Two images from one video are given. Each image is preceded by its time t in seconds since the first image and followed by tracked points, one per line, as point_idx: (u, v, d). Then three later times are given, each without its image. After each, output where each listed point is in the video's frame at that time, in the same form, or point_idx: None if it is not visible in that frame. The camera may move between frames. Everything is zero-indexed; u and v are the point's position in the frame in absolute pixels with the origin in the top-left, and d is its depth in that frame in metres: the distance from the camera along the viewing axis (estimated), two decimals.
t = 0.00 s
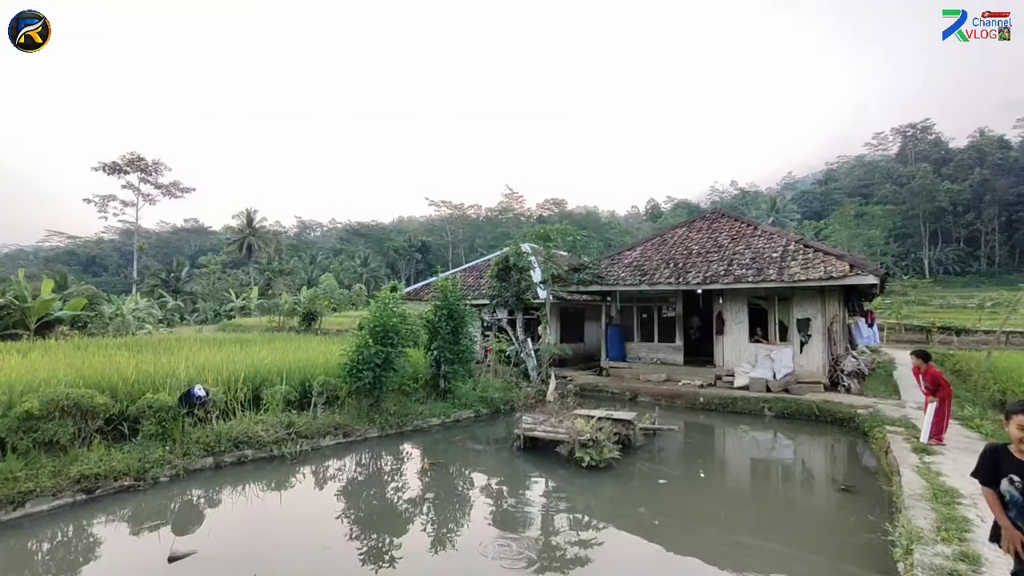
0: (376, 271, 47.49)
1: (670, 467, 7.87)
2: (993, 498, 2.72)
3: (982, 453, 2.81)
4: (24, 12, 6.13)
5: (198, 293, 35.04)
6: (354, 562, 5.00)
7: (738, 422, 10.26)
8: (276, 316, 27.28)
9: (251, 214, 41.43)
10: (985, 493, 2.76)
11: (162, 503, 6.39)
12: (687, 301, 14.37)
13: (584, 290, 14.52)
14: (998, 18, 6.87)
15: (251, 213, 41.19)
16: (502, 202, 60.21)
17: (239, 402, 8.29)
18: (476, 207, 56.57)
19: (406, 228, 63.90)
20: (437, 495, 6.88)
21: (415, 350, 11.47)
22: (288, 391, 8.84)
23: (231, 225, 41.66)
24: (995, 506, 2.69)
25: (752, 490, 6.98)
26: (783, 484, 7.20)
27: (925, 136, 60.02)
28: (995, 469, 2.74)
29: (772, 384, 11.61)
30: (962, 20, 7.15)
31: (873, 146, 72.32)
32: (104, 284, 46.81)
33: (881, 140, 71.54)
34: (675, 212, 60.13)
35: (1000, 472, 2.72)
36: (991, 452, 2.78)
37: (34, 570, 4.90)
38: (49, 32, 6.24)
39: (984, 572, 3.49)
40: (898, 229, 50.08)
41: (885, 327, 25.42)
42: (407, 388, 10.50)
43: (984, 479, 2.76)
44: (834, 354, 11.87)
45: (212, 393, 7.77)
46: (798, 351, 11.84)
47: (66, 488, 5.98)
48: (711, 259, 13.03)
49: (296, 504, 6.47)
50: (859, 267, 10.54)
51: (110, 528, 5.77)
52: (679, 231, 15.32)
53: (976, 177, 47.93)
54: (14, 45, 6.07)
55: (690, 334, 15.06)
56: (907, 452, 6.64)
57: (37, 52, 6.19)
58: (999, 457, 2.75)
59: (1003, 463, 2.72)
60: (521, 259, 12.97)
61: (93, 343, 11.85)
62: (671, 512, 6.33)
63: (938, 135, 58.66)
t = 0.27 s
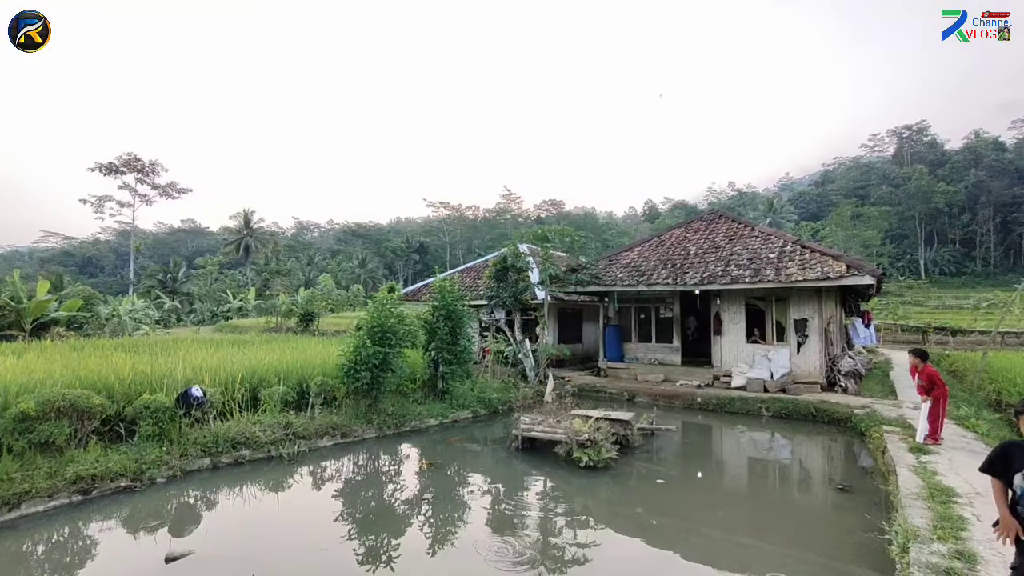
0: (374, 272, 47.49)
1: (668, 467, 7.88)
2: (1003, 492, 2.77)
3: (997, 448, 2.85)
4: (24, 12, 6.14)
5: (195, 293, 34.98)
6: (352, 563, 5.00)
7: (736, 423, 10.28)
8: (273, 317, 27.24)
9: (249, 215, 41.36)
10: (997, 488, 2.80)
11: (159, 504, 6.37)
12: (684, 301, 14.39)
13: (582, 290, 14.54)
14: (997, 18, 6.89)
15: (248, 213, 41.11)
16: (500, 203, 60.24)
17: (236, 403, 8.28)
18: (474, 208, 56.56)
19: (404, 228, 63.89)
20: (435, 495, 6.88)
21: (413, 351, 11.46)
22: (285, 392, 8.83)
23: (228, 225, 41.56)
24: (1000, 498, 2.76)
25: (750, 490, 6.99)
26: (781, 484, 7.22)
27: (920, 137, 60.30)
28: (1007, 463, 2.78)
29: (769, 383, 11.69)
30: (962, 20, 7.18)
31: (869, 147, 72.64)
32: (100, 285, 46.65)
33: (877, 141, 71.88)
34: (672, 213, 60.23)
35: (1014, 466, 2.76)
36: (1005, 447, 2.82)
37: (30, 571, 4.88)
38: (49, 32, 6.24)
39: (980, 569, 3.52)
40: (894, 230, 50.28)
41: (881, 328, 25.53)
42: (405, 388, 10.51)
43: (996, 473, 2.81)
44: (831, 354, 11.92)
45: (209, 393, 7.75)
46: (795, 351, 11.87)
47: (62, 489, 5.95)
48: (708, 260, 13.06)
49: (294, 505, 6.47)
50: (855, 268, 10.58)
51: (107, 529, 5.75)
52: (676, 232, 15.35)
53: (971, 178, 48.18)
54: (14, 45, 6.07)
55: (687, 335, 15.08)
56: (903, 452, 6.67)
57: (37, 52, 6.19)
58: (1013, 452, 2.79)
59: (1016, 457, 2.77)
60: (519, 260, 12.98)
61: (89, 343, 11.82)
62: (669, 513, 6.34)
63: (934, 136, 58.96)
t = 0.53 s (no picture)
0: (371, 272, 47.46)
1: (665, 467, 7.89)
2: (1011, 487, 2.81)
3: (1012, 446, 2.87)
4: (24, 12, 6.11)
5: (192, 293, 34.89)
6: (349, 563, 5.01)
7: (732, 423, 10.31)
8: (270, 317, 27.18)
9: (246, 215, 41.23)
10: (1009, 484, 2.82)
11: (155, 505, 6.35)
12: (681, 302, 14.42)
13: (580, 291, 14.55)
14: (999, 17, 7.01)
15: (245, 213, 40.98)
16: (498, 203, 60.24)
17: (233, 403, 8.26)
18: (471, 208, 56.49)
19: (402, 229, 63.84)
20: (432, 496, 6.87)
21: (410, 351, 11.46)
22: (282, 392, 8.81)
23: (225, 225, 41.46)
24: (1007, 491, 2.80)
25: (746, 490, 7.01)
26: (777, 484, 7.25)
27: (916, 138, 60.58)
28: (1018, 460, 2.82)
29: (766, 385, 11.77)
30: (963, 19, 7.32)
31: (865, 148, 72.93)
32: (96, 284, 46.50)
33: (874, 142, 72.16)
34: (669, 213, 60.37)
35: None
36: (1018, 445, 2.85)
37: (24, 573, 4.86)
38: (49, 32, 6.22)
39: (973, 567, 3.54)
40: (890, 231, 50.47)
41: (877, 328, 25.62)
42: (402, 388, 10.50)
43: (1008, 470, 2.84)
44: (827, 354, 11.96)
45: (205, 394, 7.73)
46: (791, 351, 11.90)
47: (57, 489, 5.93)
48: (705, 260, 13.08)
49: (290, 506, 6.45)
50: (851, 268, 10.62)
51: (102, 530, 5.74)
52: (674, 233, 15.38)
53: (966, 179, 48.44)
54: (14, 45, 6.05)
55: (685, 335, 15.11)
56: (899, 451, 6.70)
57: (38, 52, 6.17)
58: None
59: None
60: (517, 260, 12.98)
61: (85, 343, 11.79)
62: (666, 512, 6.35)
63: (930, 137, 59.22)
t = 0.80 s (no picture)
0: (368, 273, 47.39)
1: (662, 468, 7.91)
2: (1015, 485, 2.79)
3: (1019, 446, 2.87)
4: (24, 12, 6.11)
5: (188, 295, 34.76)
6: (346, 565, 4.99)
7: (729, 423, 10.33)
8: (266, 319, 27.07)
9: (242, 216, 41.09)
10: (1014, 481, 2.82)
11: (150, 508, 6.32)
12: (678, 302, 14.44)
13: (577, 291, 14.56)
14: (997, 17, 6.99)
15: (241, 214, 40.84)
16: (495, 204, 60.22)
17: (229, 404, 8.23)
18: (469, 209, 56.42)
19: (398, 230, 63.78)
20: (428, 497, 6.86)
21: (407, 352, 11.45)
22: (278, 393, 8.79)
23: (221, 226, 41.31)
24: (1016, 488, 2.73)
25: (743, 491, 7.03)
26: (773, 484, 7.27)
27: (911, 140, 60.89)
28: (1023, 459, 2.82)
29: (762, 385, 11.75)
30: (962, 19, 7.26)
31: (860, 149, 73.27)
32: (91, 286, 46.28)
33: (869, 143, 72.50)
34: (666, 215, 60.48)
35: None
36: None
37: None
38: (49, 32, 6.23)
39: (966, 566, 3.56)
40: (885, 232, 50.67)
41: (873, 329, 25.72)
42: (399, 389, 10.49)
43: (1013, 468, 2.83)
44: (823, 355, 12.01)
45: (201, 395, 7.69)
46: (787, 352, 11.94)
47: (50, 492, 5.90)
48: (702, 261, 13.12)
49: (286, 508, 6.43)
50: (846, 269, 10.67)
51: (95, 533, 5.70)
52: (670, 234, 15.41)
53: (960, 180, 48.72)
54: (14, 45, 6.07)
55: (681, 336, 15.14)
56: (894, 451, 6.73)
57: (37, 53, 6.19)
58: None
59: None
60: (513, 261, 12.98)
61: (80, 345, 11.73)
62: (662, 513, 6.36)
63: (924, 139, 59.55)
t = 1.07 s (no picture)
0: (364, 275, 47.31)
1: (658, 469, 7.92)
2: None
3: None
4: (24, 12, 6.09)
5: (183, 296, 34.58)
6: (341, 568, 4.98)
7: (725, 424, 10.35)
8: (262, 320, 26.96)
9: (238, 217, 40.93)
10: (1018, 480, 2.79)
11: (144, 511, 6.29)
12: (674, 304, 14.48)
13: (573, 293, 14.58)
14: (998, 17, 7.01)
15: (237, 216, 40.72)
16: (491, 206, 60.21)
17: (224, 407, 8.20)
18: (465, 211, 56.37)
19: (395, 231, 63.69)
20: (425, 499, 6.85)
21: (403, 354, 11.43)
22: (274, 395, 8.77)
23: (217, 228, 41.14)
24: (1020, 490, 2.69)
25: (738, 492, 7.04)
26: (768, 485, 7.29)
27: (905, 142, 61.29)
28: None
29: (757, 386, 11.83)
30: (962, 19, 7.27)
31: (855, 151, 73.67)
32: (85, 287, 46.01)
33: (863, 145, 72.90)
34: (662, 216, 60.59)
35: None
36: None
37: None
38: (49, 32, 6.21)
39: (959, 566, 3.58)
40: (880, 233, 50.94)
41: (867, 330, 25.84)
42: (395, 391, 10.48)
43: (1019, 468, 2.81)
44: (818, 356, 12.06)
45: (195, 398, 7.66)
46: (782, 353, 11.98)
47: (42, 496, 5.86)
48: (697, 263, 13.16)
49: (281, 511, 6.40)
50: (841, 270, 10.72)
51: (89, 537, 5.67)
52: (666, 235, 15.45)
53: (954, 182, 49.06)
54: (14, 45, 6.04)
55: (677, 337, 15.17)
56: (888, 451, 6.76)
57: (37, 53, 6.17)
58: None
59: None
60: (510, 263, 12.97)
61: (74, 347, 11.66)
62: (658, 514, 6.37)
63: (918, 141, 59.94)
